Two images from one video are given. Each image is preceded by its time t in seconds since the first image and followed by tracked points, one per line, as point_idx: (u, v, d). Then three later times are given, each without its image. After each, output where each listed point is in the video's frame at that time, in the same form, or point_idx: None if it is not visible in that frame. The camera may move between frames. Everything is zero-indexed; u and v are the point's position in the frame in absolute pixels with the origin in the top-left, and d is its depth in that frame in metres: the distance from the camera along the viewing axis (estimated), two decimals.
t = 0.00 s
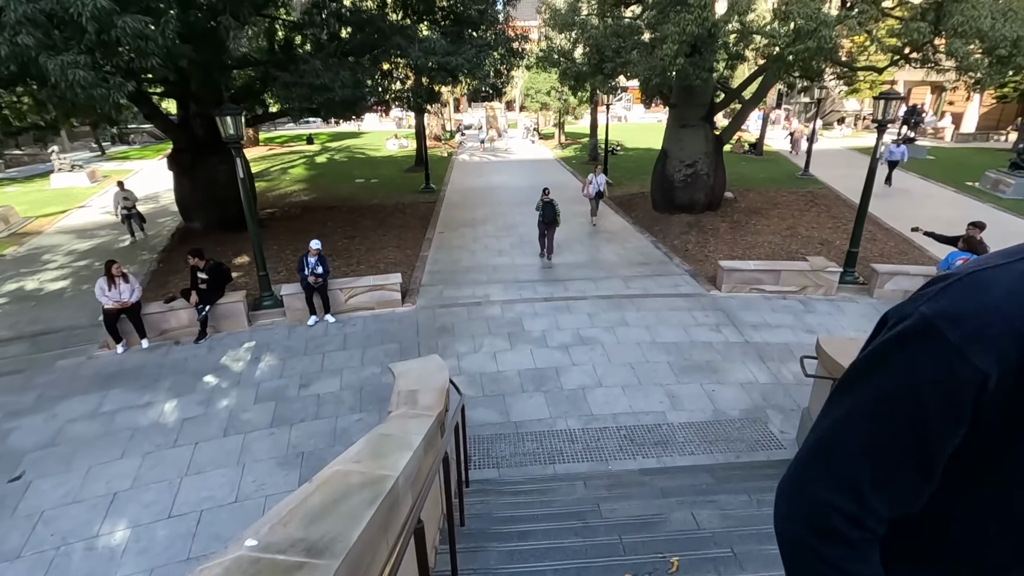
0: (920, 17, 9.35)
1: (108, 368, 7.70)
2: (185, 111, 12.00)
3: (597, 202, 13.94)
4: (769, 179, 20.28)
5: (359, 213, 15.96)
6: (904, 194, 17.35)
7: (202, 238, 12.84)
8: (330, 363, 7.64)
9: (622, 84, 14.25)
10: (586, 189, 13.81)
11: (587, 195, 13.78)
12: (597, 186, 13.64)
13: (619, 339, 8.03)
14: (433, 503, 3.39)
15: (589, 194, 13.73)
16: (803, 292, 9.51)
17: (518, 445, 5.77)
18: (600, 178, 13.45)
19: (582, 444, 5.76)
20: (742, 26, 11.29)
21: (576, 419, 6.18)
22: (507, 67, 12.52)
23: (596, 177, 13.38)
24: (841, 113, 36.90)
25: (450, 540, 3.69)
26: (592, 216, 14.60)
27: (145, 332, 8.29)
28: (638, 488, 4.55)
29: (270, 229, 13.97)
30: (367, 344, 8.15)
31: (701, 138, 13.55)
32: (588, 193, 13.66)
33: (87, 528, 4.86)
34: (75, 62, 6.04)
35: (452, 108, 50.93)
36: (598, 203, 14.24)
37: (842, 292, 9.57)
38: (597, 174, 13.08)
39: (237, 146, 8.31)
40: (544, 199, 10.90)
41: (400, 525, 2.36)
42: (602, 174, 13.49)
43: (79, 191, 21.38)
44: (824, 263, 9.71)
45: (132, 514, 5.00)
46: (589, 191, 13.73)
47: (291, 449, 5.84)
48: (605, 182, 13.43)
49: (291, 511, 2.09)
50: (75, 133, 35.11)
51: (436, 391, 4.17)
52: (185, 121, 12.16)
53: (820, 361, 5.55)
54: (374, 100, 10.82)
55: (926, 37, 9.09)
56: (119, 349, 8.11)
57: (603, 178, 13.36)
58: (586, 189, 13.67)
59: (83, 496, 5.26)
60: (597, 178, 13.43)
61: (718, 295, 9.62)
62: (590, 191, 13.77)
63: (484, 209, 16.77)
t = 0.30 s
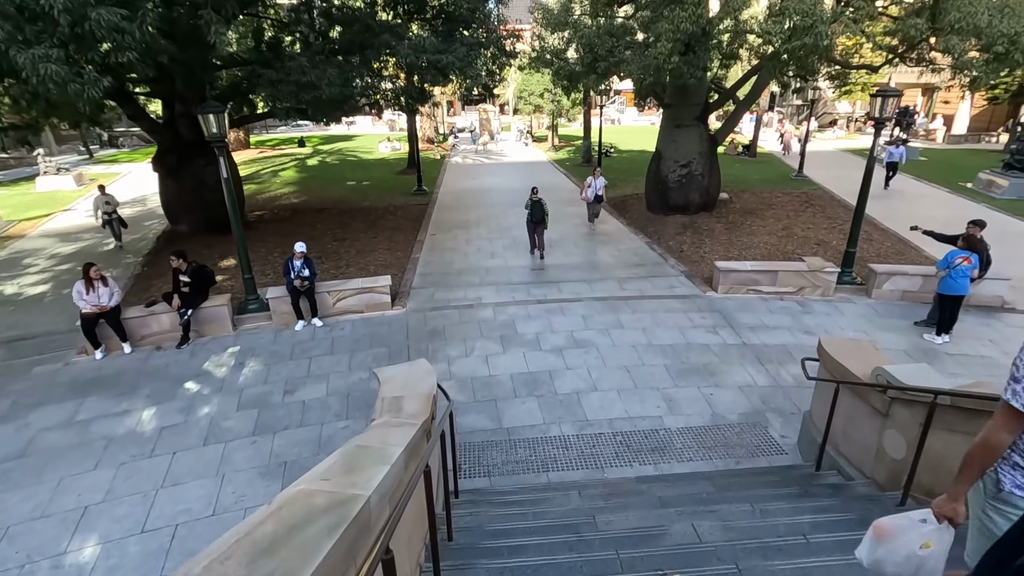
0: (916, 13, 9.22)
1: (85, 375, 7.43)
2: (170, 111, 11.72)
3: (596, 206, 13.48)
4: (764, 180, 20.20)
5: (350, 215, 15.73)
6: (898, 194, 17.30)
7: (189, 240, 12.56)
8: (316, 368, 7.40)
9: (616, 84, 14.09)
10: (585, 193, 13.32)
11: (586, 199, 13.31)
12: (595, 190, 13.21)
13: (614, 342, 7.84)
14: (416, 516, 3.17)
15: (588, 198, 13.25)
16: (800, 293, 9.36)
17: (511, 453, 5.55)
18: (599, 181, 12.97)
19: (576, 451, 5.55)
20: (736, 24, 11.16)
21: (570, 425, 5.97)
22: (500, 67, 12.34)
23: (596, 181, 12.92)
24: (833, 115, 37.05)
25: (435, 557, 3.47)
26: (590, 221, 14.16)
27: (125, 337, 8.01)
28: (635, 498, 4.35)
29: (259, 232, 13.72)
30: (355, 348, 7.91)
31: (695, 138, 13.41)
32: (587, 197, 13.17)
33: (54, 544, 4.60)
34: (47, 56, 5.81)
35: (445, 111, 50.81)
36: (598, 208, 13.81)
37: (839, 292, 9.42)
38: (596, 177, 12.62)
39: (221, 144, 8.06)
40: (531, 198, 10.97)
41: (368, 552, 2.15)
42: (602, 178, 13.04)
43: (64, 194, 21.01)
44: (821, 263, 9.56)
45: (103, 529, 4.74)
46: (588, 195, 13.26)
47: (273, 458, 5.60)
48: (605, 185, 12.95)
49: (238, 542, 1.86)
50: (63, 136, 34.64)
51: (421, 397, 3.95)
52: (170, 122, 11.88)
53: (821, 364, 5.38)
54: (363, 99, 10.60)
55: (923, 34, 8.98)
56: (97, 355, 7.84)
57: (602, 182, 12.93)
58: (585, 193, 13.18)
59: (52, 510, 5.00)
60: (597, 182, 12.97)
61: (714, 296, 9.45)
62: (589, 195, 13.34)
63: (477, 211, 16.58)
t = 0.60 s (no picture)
0: (913, 13, 9.11)
1: (66, 384, 7.19)
2: (157, 112, 11.48)
3: (599, 213, 12.89)
4: (759, 182, 20.12)
5: (342, 219, 15.52)
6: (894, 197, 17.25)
7: (177, 245, 12.32)
8: (305, 375, 7.19)
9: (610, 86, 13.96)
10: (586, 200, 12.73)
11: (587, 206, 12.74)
12: (597, 197, 12.60)
13: (611, 347, 7.66)
14: (404, 535, 2.98)
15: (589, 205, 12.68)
16: (799, 296, 9.23)
17: (506, 463, 5.36)
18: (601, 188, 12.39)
19: (574, 460, 5.36)
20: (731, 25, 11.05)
21: (566, 433, 5.78)
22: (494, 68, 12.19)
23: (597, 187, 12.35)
24: (827, 118, 37.18)
25: None
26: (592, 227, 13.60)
27: (108, 344, 7.77)
28: (635, 511, 4.17)
29: (249, 235, 13.49)
30: (345, 354, 7.69)
31: (691, 140, 13.29)
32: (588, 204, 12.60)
33: (25, 564, 4.38)
34: (22, 52, 5.60)
35: (440, 114, 50.69)
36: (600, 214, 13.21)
37: (839, 295, 9.29)
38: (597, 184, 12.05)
39: (207, 146, 7.82)
40: (523, 197, 11.19)
41: None
42: (603, 184, 12.44)
43: (52, 198, 20.68)
44: (820, 265, 9.43)
45: (77, 548, 4.52)
46: (589, 202, 12.69)
47: (259, 471, 5.38)
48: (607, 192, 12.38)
49: None
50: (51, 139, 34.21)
51: (411, 407, 3.77)
52: (157, 124, 11.64)
53: (825, 369, 5.21)
54: (355, 100, 10.41)
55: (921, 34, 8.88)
56: (79, 362, 7.61)
57: (604, 188, 12.35)
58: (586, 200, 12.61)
59: (24, 527, 4.77)
60: (598, 188, 12.40)
61: (712, 300, 9.30)
62: (590, 203, 12.86)
63: (471, 214, 16.41)
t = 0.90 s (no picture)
0: (907, 10, 9.03)
1: (41, 392, 6.91)
2: (140, 112, 11.18)
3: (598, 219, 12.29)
4: (751, 183, 20.11)
5: (331, 221, 15.27)
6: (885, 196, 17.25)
7: (161, 248, 12.03)
8: (291, 381, 6.95)
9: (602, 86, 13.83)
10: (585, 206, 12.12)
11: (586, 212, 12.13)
12: (597, 201, 11.96)
13: (606, 349, 7.49)
14: (390, 554, 2.78)
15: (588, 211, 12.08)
16: (795, 296, 9.11)
17: (499, 471, 5.16)
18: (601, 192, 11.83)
19: (569, 468, 5.18)
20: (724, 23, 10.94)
21: (562, 440, 5.59)
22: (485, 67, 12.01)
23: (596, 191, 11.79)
24: (816, 119, 37.39)
25: None
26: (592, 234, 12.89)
27: (85, 351, 7.49)
28: (634, 522, 3.99)
29: (236, 238, 13.20)
30: (333, 359, 7.46)
31: (684, 139, 13.18)
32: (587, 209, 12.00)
33: None
34: None
35: (430, 117, 50.48)
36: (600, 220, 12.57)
37: (835, 295, 9.19)
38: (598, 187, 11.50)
39: (189, 146, 7.57)
40: (514, 194, 11.22)
41: None
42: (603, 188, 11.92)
43: (34, 201, 20.23)
44: (816, 265, 9.32)
45: (45, 568, 4.27)
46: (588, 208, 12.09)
47: (241, 482, 5.15)
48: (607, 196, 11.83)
49: None
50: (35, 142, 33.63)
51: (398, 415, 3.56)
52: (140, 124, 11.33)
53: (827, 370, 5.06)
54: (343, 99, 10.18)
55: (915, 31, 8.81)
56: (54, 370, 7.32)
57: (604, 192, 11.80)
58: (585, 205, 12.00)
59: None
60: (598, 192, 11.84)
61: (707, 301, 9.16)
62: (589, 207, 12.13)
63: (463, 216, 16.23)
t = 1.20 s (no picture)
0: (894, 9, 9.03)
1: (7, 404, 6.58)
2: (116, 113, 10.82)
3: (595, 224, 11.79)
4: (739, 185, 20.12)
5: (316, 225, 15.00)
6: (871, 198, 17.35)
7: (139, 253, 11.68)
8: (271, 389, 6.67)
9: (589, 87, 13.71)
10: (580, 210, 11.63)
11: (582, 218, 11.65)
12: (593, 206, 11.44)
13: (597, 352, 7.32)
14: None
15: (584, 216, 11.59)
16: (786, 297, 9.01)
17: (488, 481, 4.94)
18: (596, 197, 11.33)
19: (561, 476, 4.97)
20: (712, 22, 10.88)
21: (552, 447, 5.39)
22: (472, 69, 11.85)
23: (592, 196, 11.29)
24: (802, 123, 37.72)
25: None
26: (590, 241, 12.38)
27: (54, 360, 7.16)
28: (630, 534, 3.79)
29: (217, 242, 12.89)
30: (315, 366, 7.20)
31: (673, 141, 13.08)
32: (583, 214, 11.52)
33: None
34: None
35: (418, 122, 50.25)
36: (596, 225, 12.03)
37: (826, 295, 9.11)
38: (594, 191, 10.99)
39: (164, 146, 7.29)
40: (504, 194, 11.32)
41: None
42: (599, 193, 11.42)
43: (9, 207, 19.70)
44: (807, 265, 9.24)
45: None
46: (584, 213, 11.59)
47: (215, 496, 4.88)
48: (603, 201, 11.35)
49: None
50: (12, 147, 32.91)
51: (379, 425, 3.34)
52: (116, 125, 10.99)
53: (824, 372, 4.92)
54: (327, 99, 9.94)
55: (904, 30, 8.80)
56: (21, 380, 6.99)
57: (600, 196, 11.31)
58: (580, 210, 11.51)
59: None
60: (594, 197, 11.34)
61: (699, 302, 9.03)
62: (586, 212, 11.68)
63: (450, 219, 16.03)
